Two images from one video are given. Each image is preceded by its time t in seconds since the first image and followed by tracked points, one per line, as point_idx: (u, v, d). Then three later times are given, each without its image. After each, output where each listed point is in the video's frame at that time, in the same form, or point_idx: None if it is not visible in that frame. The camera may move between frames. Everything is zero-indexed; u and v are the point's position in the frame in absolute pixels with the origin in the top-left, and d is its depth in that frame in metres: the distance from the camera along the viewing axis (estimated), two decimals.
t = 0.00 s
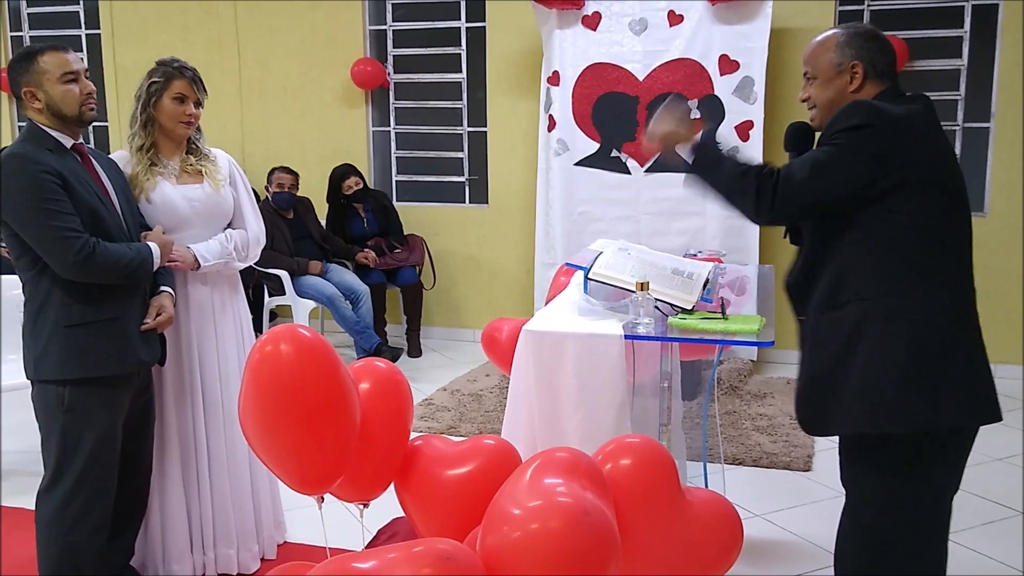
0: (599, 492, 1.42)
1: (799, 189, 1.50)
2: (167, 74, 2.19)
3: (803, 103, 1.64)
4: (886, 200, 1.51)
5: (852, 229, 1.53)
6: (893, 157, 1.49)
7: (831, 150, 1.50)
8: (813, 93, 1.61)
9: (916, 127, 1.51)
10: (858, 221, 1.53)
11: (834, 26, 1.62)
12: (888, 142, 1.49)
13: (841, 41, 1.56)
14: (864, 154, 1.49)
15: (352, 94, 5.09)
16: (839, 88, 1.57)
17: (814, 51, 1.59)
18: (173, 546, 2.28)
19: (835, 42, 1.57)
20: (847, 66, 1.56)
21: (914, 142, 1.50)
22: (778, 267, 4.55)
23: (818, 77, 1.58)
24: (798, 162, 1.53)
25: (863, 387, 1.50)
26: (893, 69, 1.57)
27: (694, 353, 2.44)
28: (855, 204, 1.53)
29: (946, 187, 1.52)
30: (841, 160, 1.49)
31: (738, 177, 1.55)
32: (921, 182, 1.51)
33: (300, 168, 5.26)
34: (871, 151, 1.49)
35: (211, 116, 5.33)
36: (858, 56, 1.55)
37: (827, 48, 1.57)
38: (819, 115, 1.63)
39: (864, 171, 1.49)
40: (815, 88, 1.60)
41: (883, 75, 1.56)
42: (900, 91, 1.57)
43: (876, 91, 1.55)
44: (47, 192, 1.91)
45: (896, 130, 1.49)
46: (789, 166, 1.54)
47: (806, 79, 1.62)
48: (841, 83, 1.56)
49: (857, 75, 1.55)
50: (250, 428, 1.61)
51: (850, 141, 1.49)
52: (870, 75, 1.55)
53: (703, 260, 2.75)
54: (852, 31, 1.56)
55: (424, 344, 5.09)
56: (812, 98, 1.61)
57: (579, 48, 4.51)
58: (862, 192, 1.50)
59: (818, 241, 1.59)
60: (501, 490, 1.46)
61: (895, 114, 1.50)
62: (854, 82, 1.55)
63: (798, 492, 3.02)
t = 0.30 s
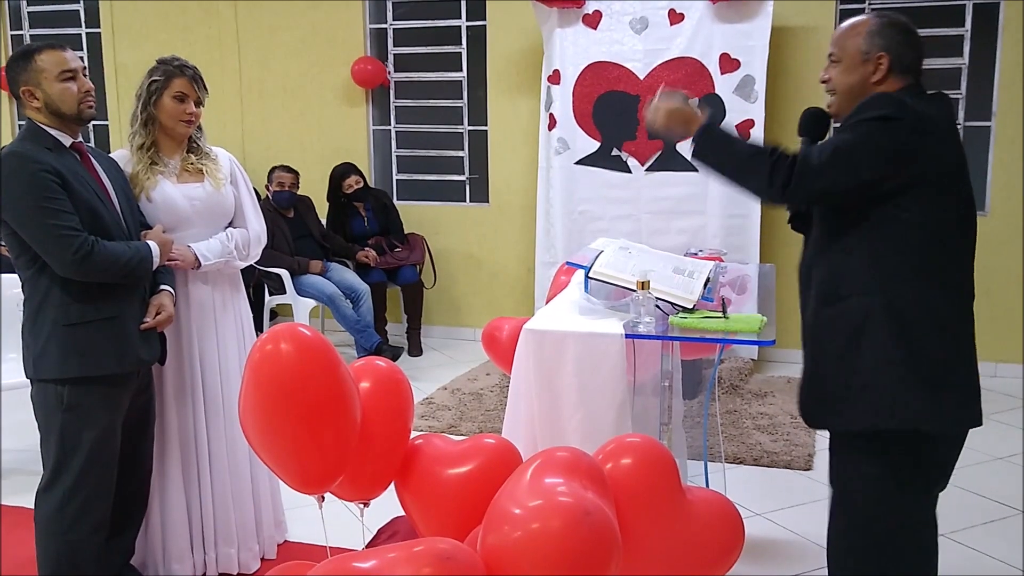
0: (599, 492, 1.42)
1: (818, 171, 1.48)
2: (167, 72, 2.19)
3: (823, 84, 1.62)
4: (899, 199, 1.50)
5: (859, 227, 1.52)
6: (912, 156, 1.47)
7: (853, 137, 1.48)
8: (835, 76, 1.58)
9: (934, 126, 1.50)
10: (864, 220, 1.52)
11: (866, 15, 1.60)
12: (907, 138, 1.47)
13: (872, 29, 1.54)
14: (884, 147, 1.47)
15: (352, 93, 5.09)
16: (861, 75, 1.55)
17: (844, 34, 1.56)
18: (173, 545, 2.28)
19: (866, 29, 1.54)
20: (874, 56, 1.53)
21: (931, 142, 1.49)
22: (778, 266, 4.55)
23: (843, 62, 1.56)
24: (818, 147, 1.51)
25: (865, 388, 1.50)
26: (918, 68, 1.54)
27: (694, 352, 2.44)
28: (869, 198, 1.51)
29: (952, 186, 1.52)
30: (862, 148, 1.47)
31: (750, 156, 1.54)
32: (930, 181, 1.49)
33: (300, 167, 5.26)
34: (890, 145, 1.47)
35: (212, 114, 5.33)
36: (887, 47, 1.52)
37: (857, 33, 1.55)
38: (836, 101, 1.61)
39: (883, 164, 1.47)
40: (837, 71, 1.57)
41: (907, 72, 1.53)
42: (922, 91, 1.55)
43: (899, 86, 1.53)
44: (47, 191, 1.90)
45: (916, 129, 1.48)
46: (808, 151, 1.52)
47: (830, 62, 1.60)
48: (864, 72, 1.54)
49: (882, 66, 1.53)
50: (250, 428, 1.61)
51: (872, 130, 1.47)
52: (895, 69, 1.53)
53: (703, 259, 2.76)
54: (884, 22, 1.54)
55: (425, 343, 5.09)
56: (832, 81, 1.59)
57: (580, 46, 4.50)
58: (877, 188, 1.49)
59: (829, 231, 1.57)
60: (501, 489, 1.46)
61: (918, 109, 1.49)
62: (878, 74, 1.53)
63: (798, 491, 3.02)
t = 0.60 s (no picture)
0: (599, 491, 1.41)
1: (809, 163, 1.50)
2: (166, 70, 2.18)
3: (808, 94, 1.62)
4: (894, 194, 1.50)
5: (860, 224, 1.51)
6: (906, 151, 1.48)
7: (846, 133, 1.48)
8: (819, 84, 1.58)
9: (928, 124, 1.51)
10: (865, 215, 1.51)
11: (844, 20, 1.60)
12: (902, 134, 1.48)
13: (852, 34, 1.54)
14: (876, 143, 1.47)
15: (351, 90, 5.09)
16: (846, 80, 1.55)
17: (824, 42, 1.57)
18: (172, 544, 2.28)
19: (845, 34, 1.55)
20: (857, 60, 1.53)
21: (925, 138, 1.50)
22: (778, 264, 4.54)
23: (826, 69, 1.56)
24: (811, 142, 1.52)
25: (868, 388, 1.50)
26: (901, 66, 1.54)
27: (694, 351, 2.44)
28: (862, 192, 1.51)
29: (951, 184, 1.52)
30: (855, 144, 1.47)
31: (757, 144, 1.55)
32: (929, 178, 1.50)
33: (299, 165, 5.25)
34: (885, 141, 1.47)
35: (211, 112, 5.33)
36: (868, 50, 1.53)
37: (838, 39, 1.55)
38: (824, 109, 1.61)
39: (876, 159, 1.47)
40: (821, 79, 1.58)
41: (891, 72, 1.53)
42: (908, 88, 1.55)
43: (883, 86, 1.53)
44: (44, 189, 1.90)
45: (912, 126, 1.49)
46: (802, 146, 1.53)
47: (813, 70, 1.60)
48: (849, 76, 1.54)
49: (865, 69, 1.53)
50: (249, 426, 1.61)
51: (866, 126, 1.48)
52: (877, 71, 1.53)
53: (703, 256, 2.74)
54: (862, 25, 1.55)
55: (424, 341, 5.08)
56: (817, 89, 1.59)
57: (580, 44, 4.49)
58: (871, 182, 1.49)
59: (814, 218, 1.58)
60: (501, 487, 1.45)
61: (910, 106, 1.49)
62: (862, 77, 1.53)
63: (798, 489, 3.01)
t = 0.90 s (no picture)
0: (599, 489, 1.41)
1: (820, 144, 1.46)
2: (165, 68, 2.18)
3: (821, 83, 1.61)
4: (895, 192, 1.50)
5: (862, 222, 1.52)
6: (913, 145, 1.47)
7: (858, 121, 1.46)
8: (834, 74, 1.58)
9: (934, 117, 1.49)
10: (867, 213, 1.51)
11: (864, 10, 1.59)
12: (910, 128, 1.47)
13: (870, 25, 1.53)
14: (888, 136, 1.46)
15: (351, 88, 5.08)
16: (860, 72, 1.54)
17: (841, 31, 1.55)
18: (172, 543, 2.28)
19: (863, 26, 1.54)
20: (873, 52, 1.52)
21: (931, 133, 1.49)
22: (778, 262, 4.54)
23: (841, 58, 1.55)
24: (825, 126, 1.49)
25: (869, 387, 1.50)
26: (916, 62, 1.54)
27: (693, 348, 2.44)
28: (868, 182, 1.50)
29: (954, 185, 1.51)
30: (866, 133, 1.46)
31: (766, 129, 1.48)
32: (931, 178, 1.49)
33: (299, 163, 5.25)
34: (894, 134, 1.46)
35: (211, 111, 5.32)
36: (885, 42, 1.52)
37: (857, 29, 1.54)
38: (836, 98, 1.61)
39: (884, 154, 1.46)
40: (836, 69, 1.57)
41: (906, 67, 1.53)
42: (921, 85, 1.55)
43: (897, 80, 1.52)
44: (44, 186, 1.89)
45: (920, 120, 1.47)
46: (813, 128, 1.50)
47: (829, 58, 1.59)
48: (863, 68, 1.54)
49: (880, 61, 1.52)
50: (249, 425, 1.61)
51: (878, 116, 1.46)
52: (892, 65, 1.52)
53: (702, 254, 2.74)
54: (883, 17, 1.53)
55: (424, 339, 5.08)
56: (831, 79, 1.58)
57: (579, 41, 4.49)
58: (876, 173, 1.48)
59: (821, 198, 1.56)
60: (500, 486, 1.45)
61: (919, 99, 1.48)
62: (876, 69, 1.53)
63: (798, 487, 3.01)
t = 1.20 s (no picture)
0: (599, 487, 1.41)
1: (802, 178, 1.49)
2: (164, 66, 2.18)
3: (814, 82, 1.62)
4: (894, 195, 1.49)
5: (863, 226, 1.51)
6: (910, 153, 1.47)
7: (841, 143, 1.48)
8: (825, 73, 1.58)
9: (924, 119, 1.49)
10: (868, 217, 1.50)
11: (857, 9, 1.59)
12: (900, 138, 1.47)
13: (862, 24, 1.53)
14: (876, 149, 1.47)
15: (351, 86, 5.08)
16: (850, 72, 1.55)
17: (833, 31, 1.56)
18: (172, 540, 2.28)
19: (854, 25, 1.54)
20: (863, 52, 1.53)
21: (926, 140, 1.49)
22: (778, 260, 4.54)
23: (832, 58, 1.56)
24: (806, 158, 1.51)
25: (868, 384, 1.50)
26: (908, 61, 1.54)
27: (694, 345, 2.44)
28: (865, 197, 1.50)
29: (953, 185, 1.51)
30: (850, 155, 1.47)
31: (735, 178, 1.54)
32: (930, 179, 1.49)
33: (298, 161, 5.25)
34: (883, 146, 1.47)
35: (210, 108, 5.32)
36: (875, 43, 1.52)
37: (847, 29, 1.55)
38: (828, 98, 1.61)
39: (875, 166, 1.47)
40: (828, 68, 1.57)
41: (898, 66, 1.53)
42: (913, 84, 1.54)
43: (886, 82, 1.53)
44: (45, 184, 1.89)
45: (910, 126, 1.48)
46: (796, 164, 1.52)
47: (821, 58, 1.60)
48: (853, 68, 1.54)
49: (870, 62, 1.52)
50: (249, 423, 1.61)
51: (862, 134, 1.47)
52: (882, 64, 1.53)
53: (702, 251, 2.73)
54: (874, 16, 1.54)
55: (424, 337, 5.09)
56: (823, 78, 1.59)
57: (579, 39, 4.48)
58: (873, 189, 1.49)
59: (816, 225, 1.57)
60: (501, 483, 1.45)
61: (905, 105, 1.48)
62: (866, 70, 1.53)
63: (798, 485, 3.01)
